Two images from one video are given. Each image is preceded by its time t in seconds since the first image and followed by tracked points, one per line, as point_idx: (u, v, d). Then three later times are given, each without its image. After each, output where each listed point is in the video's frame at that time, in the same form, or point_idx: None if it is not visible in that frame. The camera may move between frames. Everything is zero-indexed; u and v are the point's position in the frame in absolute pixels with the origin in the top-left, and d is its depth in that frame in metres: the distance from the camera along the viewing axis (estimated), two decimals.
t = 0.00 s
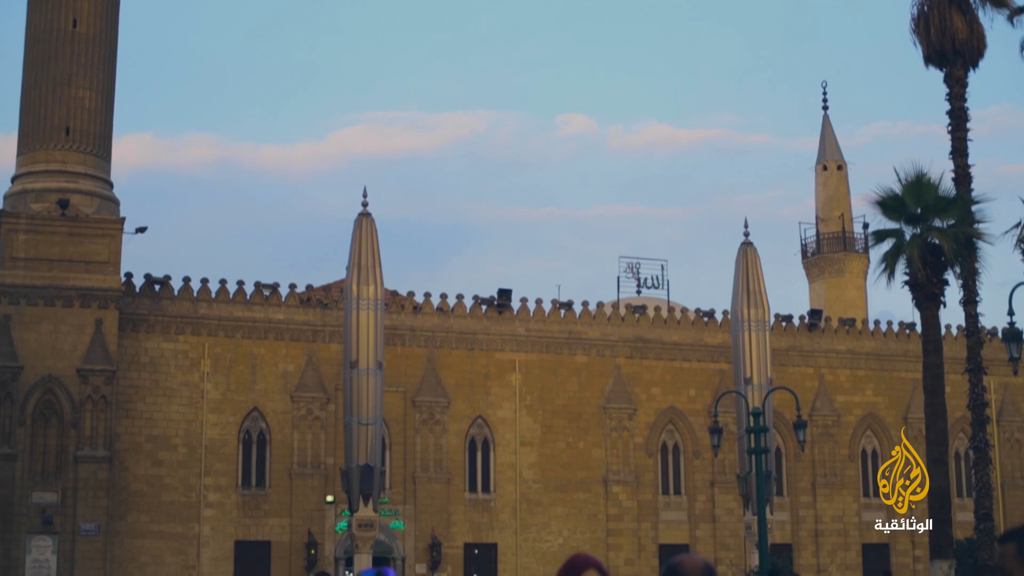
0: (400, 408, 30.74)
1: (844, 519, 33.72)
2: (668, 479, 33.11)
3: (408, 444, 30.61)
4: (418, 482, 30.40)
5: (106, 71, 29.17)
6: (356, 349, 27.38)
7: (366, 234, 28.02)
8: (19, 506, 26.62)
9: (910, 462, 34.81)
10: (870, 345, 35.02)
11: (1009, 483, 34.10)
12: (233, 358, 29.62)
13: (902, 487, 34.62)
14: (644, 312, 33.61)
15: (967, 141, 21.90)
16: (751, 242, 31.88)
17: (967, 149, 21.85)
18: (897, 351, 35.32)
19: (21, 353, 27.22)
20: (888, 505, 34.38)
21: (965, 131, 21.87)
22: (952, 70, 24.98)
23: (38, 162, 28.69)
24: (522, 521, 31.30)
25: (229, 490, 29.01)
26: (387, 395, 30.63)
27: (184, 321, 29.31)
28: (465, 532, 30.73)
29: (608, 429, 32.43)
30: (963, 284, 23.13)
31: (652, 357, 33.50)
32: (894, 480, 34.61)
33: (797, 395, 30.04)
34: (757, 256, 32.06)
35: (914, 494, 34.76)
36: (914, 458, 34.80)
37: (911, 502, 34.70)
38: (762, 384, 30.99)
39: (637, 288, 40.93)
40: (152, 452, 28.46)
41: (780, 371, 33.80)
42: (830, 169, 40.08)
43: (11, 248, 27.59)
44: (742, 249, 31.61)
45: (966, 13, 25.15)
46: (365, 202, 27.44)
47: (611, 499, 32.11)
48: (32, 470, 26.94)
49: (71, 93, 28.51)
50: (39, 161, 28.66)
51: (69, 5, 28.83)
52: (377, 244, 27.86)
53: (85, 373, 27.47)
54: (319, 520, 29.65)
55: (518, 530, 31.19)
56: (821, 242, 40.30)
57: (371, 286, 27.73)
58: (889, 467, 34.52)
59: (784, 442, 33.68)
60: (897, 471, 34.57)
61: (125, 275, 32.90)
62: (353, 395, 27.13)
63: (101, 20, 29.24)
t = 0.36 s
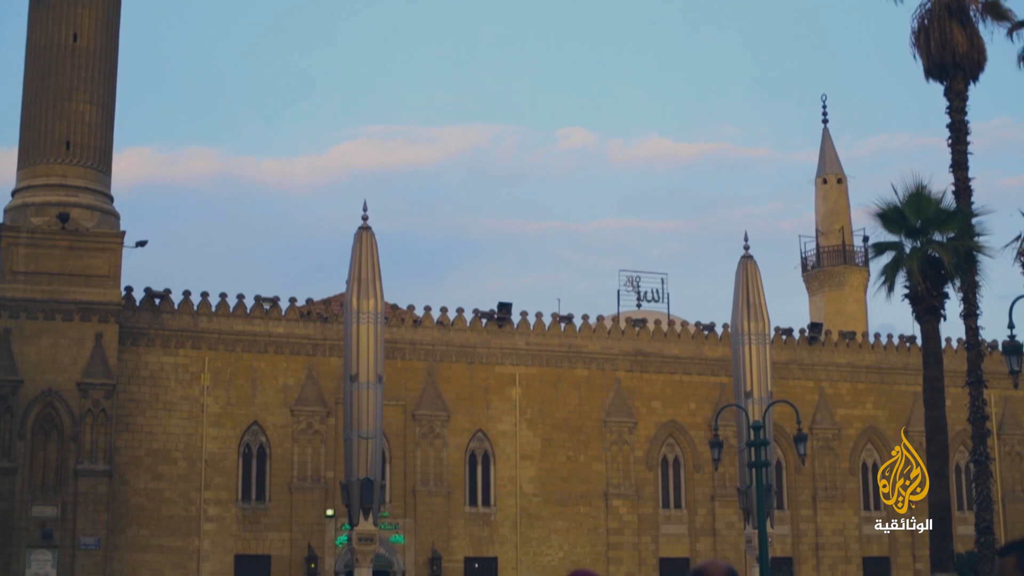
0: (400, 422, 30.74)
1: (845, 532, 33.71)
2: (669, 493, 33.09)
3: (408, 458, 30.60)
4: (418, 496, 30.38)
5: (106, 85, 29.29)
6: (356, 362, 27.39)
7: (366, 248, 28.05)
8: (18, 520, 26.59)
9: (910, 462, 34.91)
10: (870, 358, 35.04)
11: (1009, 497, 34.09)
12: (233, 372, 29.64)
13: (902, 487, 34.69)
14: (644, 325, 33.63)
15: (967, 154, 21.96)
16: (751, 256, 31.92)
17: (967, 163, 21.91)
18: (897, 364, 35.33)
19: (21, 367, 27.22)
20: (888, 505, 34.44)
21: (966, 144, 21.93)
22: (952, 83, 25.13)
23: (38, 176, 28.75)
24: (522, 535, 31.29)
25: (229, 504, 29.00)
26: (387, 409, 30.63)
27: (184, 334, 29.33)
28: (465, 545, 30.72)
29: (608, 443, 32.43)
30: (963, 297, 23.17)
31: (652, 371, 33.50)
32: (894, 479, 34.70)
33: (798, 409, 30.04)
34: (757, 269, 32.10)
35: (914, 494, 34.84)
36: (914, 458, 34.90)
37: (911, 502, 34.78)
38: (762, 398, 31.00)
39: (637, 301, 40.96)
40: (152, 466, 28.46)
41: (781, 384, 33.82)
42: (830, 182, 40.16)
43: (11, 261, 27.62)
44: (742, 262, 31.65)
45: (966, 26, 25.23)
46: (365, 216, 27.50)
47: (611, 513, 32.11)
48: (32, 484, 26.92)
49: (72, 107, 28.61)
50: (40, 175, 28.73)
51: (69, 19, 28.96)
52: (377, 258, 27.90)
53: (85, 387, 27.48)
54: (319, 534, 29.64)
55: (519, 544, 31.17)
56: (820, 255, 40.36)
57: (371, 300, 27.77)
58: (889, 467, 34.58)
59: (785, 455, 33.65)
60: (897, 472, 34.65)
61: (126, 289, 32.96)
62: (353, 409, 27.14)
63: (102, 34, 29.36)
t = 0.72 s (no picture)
0: (400, 436, 30.73)
1: (846, 546, 33.68)
2: (669, 507, 33.06)
3: (408, 472, 30.59)
4: (419, 511, 30.36)
5: (106, 100, 29.43)
6: (355, 377, 27.41)
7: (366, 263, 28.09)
8: (18, 535, 26.55)
9: (910, 462, 34.98)
10: (870, 372, 35.04)
11: (1010, 510, 34.07)
12: (233, 386, 29.65)
13: (902, 487, 34.74)
14: (644, 339, 33.65)
15: (967, 168, 22.01)
16: (751, 269, 31.96)
17: (967, 176, 21.97)
18: (897, 378, 35.33)
19: (21, 382, 27.22)
20: (888, 505, 34.46)
21: (966, 158, 21.99)
22: (952, 97, 25.22)
23: (38, 190, 28.81)
24: (523, 549, 31.26)
25: (228, 518, 28.99)
26: (387, 423, 30.63)
27: (184, 348, 29.34)
28: (465, 560, 30.69)
29: (608, 457, 32.43)
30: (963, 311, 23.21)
31: (652, 385, 33.50)
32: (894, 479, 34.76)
33: (798, 422, 30.04)
34: (757, 283, 32.12)
35: (914, 494, 34.85)
36: (914, 458, 34.96)
37: (911, 502, 34.78)
38: (763, 412, 31.00)
39: (637, 315, 40.95)
40: (152, 480, 28.45)
41: (781, 398, 33.82)
42: (830, 196, 40.24)
43: (12, 276, 27.64)
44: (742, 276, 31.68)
45: (966, 40, 25.33)
46: (365, 230, 27.54)
47: (611, 527, 32.08)
48: (31, 499, 26.89)
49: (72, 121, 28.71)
50: (41, 189, 28.78)
51: (69, 34, 29.14)
52: (376, 272, 27.92)
53: (85, 401, 27.48)
54: (319, 549, 29.60)
55: (519, 559, 31.14)
56: (820, 269, 40.41)
57: (371, 314, 27.78)
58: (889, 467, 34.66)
59: (785, 470, 33.61)
60: (897, 472, 34.72)
61: (127, 303, 33.00)
62: (353, 423, 27.15)
63: (102, 50, 29.49)
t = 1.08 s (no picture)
0: (400, 451, 30.75)
1: (846, 560, 33.66)
2: (670, 521, 33.03)
3: (408, 487, 30.59)
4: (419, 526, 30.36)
5: (106, 114, 29.53)
6: (356, 391, 27.44)
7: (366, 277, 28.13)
8: (18, 550, 26.52)
9: (910, 462, 35.03)
10: (871, 386, 35.05)
11: (1010, 524, 34.06)
12: (233, 401, 29.69)
13: (902, 487, 34.76)
14: (643, 353, 33.68)
15: (967, 182, 22.07)
16: (751, 284, 32.00)
17: (967, 190, 22.03)
18: (897, 392, 35.34)
19: (21, 397, 27.21)
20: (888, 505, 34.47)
21: (965, 172, 22.05)
22: (952, 112, 25.32)
23: (38, 205, 28.88)
24: (523, 564, 31.25)
25: (228, 533, 28.98)
26: (387, 438, 30.65)
27: (185, 362, 29.37)
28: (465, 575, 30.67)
29: (608, 471, 32.44)
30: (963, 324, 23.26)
31: (652, 399, 33.52)
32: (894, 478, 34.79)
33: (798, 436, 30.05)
34: (757, 297, 32.16)
35: (914, 494, 34.85)
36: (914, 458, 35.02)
37: (911, 502, 34.80)
38: (763, 426, 31.02)
39: (637, 330, 40.98)
40: (151, 494, 28.45)
41: (781, 413, 33.83)
42: (829, 210, 40.36)
43: (12, 290, 27.67)
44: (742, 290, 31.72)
45: (967, 54, 25.42)
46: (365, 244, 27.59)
47: (612, 541, 32.06)
48: (31, 514, 26.86)
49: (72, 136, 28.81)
50: (41, 205, 28.85)
51: (68, 49, 29.27)
52: (376, 287, 27.94)
53: (85, 416, 27.49)
54: (319, 564, 29.58)
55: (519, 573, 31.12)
56: (820, 283, 40.47)
57: (372, 328, 27.80)
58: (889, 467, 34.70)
59: (786, 484, 33.59)
60: (897, 471, 34.76)
61: (127, 317, 33.04)
62: (353, 438, 27.16)
63: (102, 65, 29.61)
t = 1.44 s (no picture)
0: (401, 465, 30.75)
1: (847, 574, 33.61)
2: (671, 535, 32.98)
3: (409, 501, 30.58)
4: (419, 540, 30.34)
5: (107, 129, 29.61)
6: (356, 405, 27.49)
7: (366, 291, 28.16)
8: (18, 565, 26.48)
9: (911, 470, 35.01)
10: (871, 400, 35.05)
11: (1012, 538, 34.01)
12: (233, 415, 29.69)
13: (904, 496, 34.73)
14: (644, 367, 33.68)
15: (967, 195, 22.12)
16: (751, 297, 32.03)
17: (967, 204, 22.07)
18: (898, 406, 35.33)
19: (21, 411, 27.20)
20: (889, 514, 34.48)
21: (965, 185, 22.10)
22: (952, 125, 25.38)
23: (39, 220, 28.94)
24: None
25: (228, 547, 28.96)
26: (387, 452, 30.64)
27: (186, 377, 29.38)
28: None
29: (609, 485, 32.43)
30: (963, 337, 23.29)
31: (653, 413, 33.51)
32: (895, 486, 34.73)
33: (799, 449, 30.04)
34: (757, 310, 32.18)
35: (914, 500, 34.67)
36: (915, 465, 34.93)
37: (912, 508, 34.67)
38: (764, 439, 31.04)
39: (637, 343, 41.01)
40: (152, 509, 28.44)
41: (782, 426, 33.83)
42: (830, 224, 40.47)
43: (12, 304, 27.71)
44: (743, 304, 31.74)
45: (967, 68, 25.48)
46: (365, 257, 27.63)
47: (613, 555, 32.02)
48: (31, 528, 26.82)
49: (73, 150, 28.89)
50: (42, 219, 28.91)
51: (69, 64, 29.38)
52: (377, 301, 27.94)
53: (86, 429, 27.48)
54: None
55: None
56: (821, 296, 40.51)
57: (372, 342, 27.82)
58: (891, 477, 34.72)
59: (787, 498, 33.55)
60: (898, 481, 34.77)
61: (127, 331, 33.09)
62: (353, 452, 27.16)
63: (103, 79, 29.71)
